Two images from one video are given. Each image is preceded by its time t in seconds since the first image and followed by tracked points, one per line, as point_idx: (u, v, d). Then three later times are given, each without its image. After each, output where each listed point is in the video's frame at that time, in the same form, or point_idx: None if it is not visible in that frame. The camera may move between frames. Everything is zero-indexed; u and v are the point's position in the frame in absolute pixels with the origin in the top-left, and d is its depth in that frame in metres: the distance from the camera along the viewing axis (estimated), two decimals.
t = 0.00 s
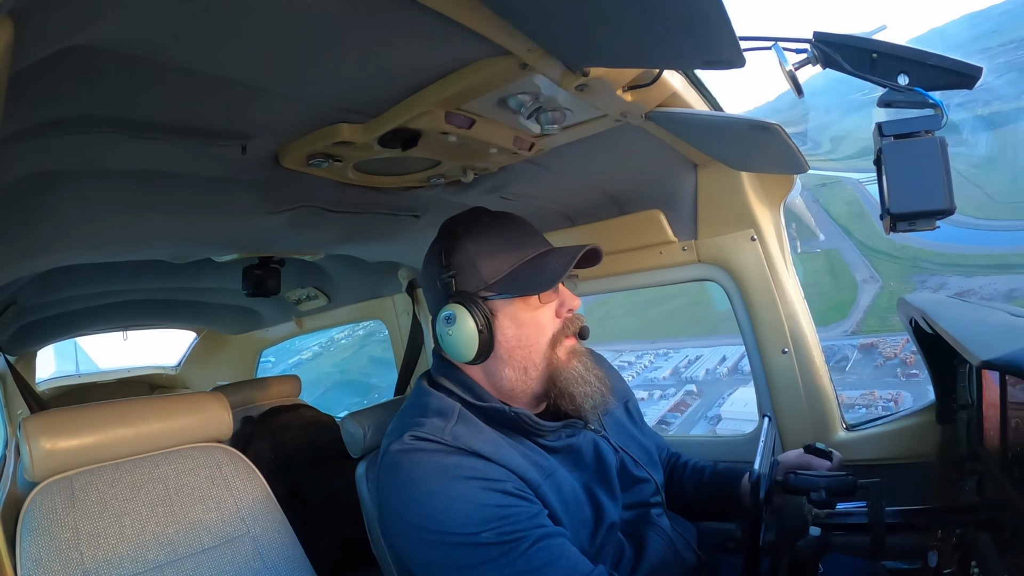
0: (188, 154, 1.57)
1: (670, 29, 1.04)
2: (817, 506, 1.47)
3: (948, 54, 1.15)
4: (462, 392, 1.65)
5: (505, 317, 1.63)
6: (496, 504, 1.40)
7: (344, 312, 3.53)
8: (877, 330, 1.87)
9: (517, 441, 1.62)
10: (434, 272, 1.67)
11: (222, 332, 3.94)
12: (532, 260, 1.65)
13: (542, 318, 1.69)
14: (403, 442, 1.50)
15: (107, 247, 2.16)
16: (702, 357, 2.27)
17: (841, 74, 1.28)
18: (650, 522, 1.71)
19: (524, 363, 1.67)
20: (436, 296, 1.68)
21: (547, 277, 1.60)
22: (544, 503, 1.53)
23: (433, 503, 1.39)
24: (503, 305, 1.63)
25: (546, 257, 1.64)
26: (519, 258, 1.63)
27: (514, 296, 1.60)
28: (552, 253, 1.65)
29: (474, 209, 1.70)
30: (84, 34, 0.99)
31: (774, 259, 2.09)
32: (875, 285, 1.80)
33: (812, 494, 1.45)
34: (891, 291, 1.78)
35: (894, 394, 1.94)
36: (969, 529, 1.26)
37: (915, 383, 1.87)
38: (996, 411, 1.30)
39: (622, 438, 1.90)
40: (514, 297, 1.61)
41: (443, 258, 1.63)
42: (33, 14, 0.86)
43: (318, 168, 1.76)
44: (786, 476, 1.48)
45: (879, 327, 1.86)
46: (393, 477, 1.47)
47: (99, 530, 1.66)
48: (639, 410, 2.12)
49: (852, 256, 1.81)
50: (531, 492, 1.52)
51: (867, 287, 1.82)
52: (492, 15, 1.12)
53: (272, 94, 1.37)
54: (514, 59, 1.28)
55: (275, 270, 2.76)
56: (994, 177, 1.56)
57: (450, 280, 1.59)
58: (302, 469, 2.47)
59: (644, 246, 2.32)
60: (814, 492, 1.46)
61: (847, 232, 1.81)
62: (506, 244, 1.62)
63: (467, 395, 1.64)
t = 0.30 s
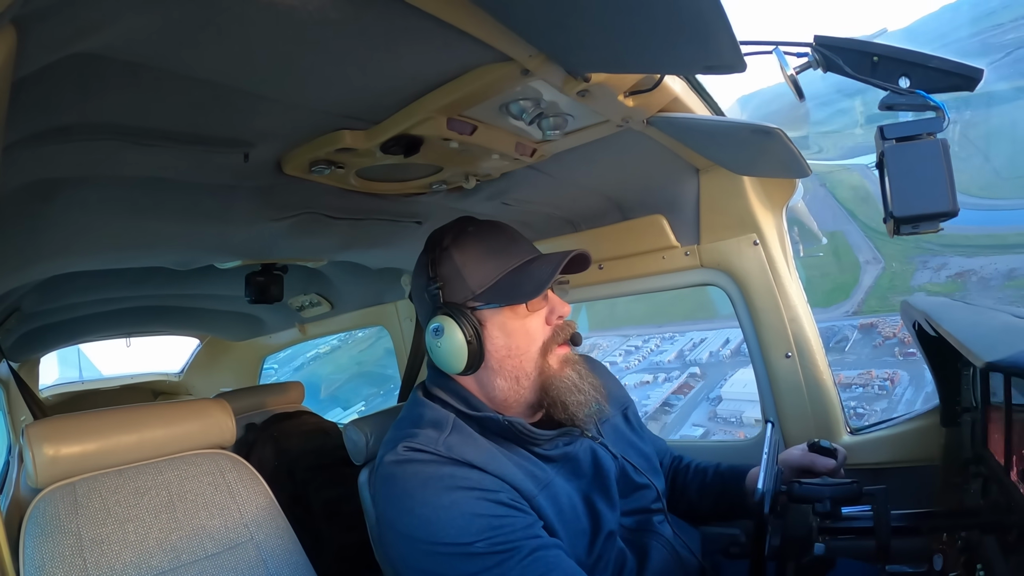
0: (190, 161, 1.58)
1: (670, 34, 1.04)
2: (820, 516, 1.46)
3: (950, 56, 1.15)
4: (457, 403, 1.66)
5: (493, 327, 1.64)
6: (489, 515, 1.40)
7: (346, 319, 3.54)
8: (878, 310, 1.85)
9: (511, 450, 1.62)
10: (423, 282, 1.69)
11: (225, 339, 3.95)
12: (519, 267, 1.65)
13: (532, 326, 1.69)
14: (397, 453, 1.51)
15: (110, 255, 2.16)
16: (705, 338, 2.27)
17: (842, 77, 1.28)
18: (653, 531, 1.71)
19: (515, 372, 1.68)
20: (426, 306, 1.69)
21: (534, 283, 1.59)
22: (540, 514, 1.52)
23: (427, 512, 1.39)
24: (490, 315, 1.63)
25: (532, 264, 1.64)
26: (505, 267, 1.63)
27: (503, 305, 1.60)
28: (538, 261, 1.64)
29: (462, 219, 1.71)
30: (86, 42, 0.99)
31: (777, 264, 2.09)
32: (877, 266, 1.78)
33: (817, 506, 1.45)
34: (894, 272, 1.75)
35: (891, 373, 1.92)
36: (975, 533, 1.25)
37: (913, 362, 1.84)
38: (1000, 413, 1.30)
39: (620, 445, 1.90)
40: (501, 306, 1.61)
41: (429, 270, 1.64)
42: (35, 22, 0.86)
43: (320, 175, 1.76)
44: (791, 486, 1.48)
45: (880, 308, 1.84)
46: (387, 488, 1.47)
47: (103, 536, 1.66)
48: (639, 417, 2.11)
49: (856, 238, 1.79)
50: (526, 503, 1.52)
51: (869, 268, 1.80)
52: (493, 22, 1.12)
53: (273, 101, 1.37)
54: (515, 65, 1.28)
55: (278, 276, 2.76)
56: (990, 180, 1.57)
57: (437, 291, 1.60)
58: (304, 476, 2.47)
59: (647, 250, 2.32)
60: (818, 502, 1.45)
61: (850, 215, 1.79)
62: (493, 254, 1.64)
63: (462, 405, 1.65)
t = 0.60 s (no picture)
0: (193, 162, 1.58)
1: (672, 34, 1.04)
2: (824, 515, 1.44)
3: (951, 55, 1.16)
4: (445, 400, 1.67)
5: (482, 326, 1.66)
6: (467, 510, 1.40)
7: (349, 319, 3.54)
8: (873, 294, 1.84)
9: (498, 446, 1.62)
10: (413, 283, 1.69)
11: (227, 339, 3.95)
12: (507, 268, 1.66)
13: (520, 326, 1.72)
14: (382, 448, 1.53)
15: (113, 255, 2.17)
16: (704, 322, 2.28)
17: (843, 77, 1.29)
18: (653, 530, 1.70)
19: (503, 371, 1.70)
20: (416, 307, 1.70)
21: (522, 284, 1.62)
22: (523, 512, 1.52)
23: (406, 507, 1.41)
24: (480, 315, 1.65)
25: (520, 265, 1.65)
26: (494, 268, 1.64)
27: (491, 305, 1.62)
28: (526, 261, 1.66)
29: (452, 220, 1.71)
30: (89, 43, 0.99)
31: (780, 264, 2.09)
32: (874, 249, 1.76)
33: (819, 503, 1.43)
34: (890, 255, 1.74)
35: (882, 355, 1.92)
36: (978, 532, 1.25)
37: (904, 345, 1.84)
38: (1004, 412, 1.29)
39: (616, 442, 1.89)
40: (489, 306, 1.63)
41: (420, 271, 1.65)
42: (38, 25, 0.86)
43: (323, 176, 1.76)
44: (794, 483, 1.48)
45: (874, 291, 1.83)
46: (373, 482, 1.49)
47: (108, 536, 1.67)
48: (637, 411, 2.11)
49: (856, 223, 1.79)
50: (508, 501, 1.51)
51: (866, 252, 1.79)
52: (495, 23, 1.12)
53: (276, 102, 1.37)
54: (517, 66, 1.28)
55: (281, 277, 2.77)
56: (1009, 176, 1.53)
57: (426, 292, 1.61)
58: (307, 476, 2.47)
59: (649, 250, 2.32)
60: (820, 499, 1.44)
61: (851, 200, 1.78)
62: (483, 254, 1.65)
63: (450, 402, 1.66)
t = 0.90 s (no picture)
0: (195, 160, 1.58)
1: (673, 32, 1.04)
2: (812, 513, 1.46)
3: (952, 53, 1.15)
4: (439, 407, 1.66)
5: (470, 329, 1.65)
6: (473, 524, 1.40)
7: (350, 318, 3.54)
8: (864, 280, 1.84)
9: (495, 452, 1.62)
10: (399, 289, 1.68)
11: (228, 338, 3.95)
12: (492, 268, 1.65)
13: (507, 326, 1.70)
14: (379, 463, 1.51)
15: (115, 253, 2.17)
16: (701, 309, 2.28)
17: (844, 75, 1.29)
18: (651, 526, 1.70)
19: (494, 372, 1.68)
20: (403, 313, 1.69)
21: (507, 283, 1.59)
22: (526, 518, 1.52)
23: (410, 523, 1.40)
24: (465, 317, 1.64)
25: (504, 264, 1.64)
26: (479, 269, 1.63)
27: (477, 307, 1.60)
28: (511, 260, 1.64)
29: (436, 223, 1.72)
30: (90, 41, 0.99)
31: (781, 262, 2.09)
32: (869, 237, 1.76)
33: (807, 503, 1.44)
34: (885, 242, 1.72)
35: (871, 340, 1.91)
36: (979, 531, 1.25)
37: (893, 331, 1.83)
38: (1006, 411, 1.29)
39: (612, 439, 1.89)
40: (475, 309, 1.62)
41: (405, 276, 1.64)
42: (40, 22, 0.86)
43: (324, 174, 1.76)
44: (781, 483, 1.47)
45: (867, 277, 1.83)
46: (372, 498, 1.48)
47: (108, 534, 1.67)
48: (631, 411, 2.10)
49: (852, 211, 1.78)
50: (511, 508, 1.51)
51: (862, 240, 1.79)
52: (497, 20, 1.12)
53: (277, 100, 1.37)
54: (518, 63, 1.28)
55: (282, 275, 2.77)
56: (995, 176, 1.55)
57: (411, 296, 1.59)
58: (308, 474, 2.47)
59: (650, 249, 2.32)
60: (808, 500, 1.45)
61: (850, 187, 1.75)
62: (466, 255, 1.64)
63: (444, 411, 1.65)
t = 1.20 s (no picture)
0: (195, 159, 1.58)
1: (672, 30, 1.04)
2: (803, 512, 1.42)
3: (951, 52, 1.16)
4: (455, 408, 1.64)
5: (494, 330, 1.64)
6: (492, 525, 1.40)
7: (352, 317, 3.54)
8: (857, 270, 1.84)
9: (513, 454, 1.61)
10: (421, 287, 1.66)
11: (229, 337, 3.95)
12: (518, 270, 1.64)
13: (532, 329, 1.70)
14: (396, 463, 1.50)
15: (115, 253, 2.17)
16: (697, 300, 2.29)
17: (844, 75, 1.29)
18: (655, 528, 1.71)
19: (516, 375, 1.68)
20: (424, 311, 1.67)
21: (535, 288, 1.59)
22: (543, 518, 1.53)
23: (430, 525, 1.40)
24: (490, 318, 1.63)
25: (531, 266, 1.63)
26: (504, 270, 1.62)
27: (502, 310, 1.60)
28: (538, 262, 1.63)
29: (456, 221, 1.70)
30: (90, 41, 0.99)
31: (781, 259, 2.09)
32: (865, 228, 1.73)
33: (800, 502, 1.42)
34: (879, 234, 1.70)
35: (859, 330, 1.96)
36: (979, 530, 1.25)
37: (881, 320, 1.86)
38: (1006, 410, 1.28)
39: (622, 443, 1.89)
40: (501, 310, 1.61)
41: (427, 273, 1.61)
42: (39, 21, 0.86)
43: (324, 173, 1.76)
44: (774, 481, 1.47)
45: (860, 268, 1.83)
46: (387, 498, 1.47)
47: (109, 534, 1.67)
48: (640, 416, 2.11)
49: (851, 202, 1.74)
50: (529, 510, 1.52)
51: (858, 231, 1.76)
52: (496, 18, 1.12)
53: (278, 99, 1.38)
54: (518, 62, 1.28)
55: (282, 274, 2.77)
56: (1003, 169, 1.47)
57: (435, 295, 1.57)
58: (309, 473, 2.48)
59: (650, 247, 2.32)
60: (800, 497, 1.43)
61: (850, 180, 1.72)
62: (491, 256, 1.62)
63: (461, 411, 1.64)
